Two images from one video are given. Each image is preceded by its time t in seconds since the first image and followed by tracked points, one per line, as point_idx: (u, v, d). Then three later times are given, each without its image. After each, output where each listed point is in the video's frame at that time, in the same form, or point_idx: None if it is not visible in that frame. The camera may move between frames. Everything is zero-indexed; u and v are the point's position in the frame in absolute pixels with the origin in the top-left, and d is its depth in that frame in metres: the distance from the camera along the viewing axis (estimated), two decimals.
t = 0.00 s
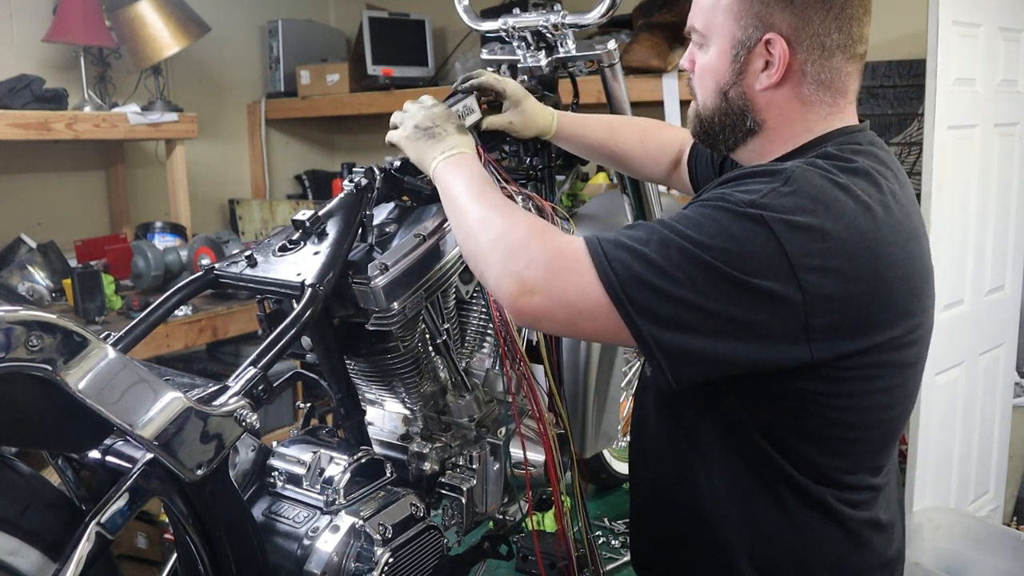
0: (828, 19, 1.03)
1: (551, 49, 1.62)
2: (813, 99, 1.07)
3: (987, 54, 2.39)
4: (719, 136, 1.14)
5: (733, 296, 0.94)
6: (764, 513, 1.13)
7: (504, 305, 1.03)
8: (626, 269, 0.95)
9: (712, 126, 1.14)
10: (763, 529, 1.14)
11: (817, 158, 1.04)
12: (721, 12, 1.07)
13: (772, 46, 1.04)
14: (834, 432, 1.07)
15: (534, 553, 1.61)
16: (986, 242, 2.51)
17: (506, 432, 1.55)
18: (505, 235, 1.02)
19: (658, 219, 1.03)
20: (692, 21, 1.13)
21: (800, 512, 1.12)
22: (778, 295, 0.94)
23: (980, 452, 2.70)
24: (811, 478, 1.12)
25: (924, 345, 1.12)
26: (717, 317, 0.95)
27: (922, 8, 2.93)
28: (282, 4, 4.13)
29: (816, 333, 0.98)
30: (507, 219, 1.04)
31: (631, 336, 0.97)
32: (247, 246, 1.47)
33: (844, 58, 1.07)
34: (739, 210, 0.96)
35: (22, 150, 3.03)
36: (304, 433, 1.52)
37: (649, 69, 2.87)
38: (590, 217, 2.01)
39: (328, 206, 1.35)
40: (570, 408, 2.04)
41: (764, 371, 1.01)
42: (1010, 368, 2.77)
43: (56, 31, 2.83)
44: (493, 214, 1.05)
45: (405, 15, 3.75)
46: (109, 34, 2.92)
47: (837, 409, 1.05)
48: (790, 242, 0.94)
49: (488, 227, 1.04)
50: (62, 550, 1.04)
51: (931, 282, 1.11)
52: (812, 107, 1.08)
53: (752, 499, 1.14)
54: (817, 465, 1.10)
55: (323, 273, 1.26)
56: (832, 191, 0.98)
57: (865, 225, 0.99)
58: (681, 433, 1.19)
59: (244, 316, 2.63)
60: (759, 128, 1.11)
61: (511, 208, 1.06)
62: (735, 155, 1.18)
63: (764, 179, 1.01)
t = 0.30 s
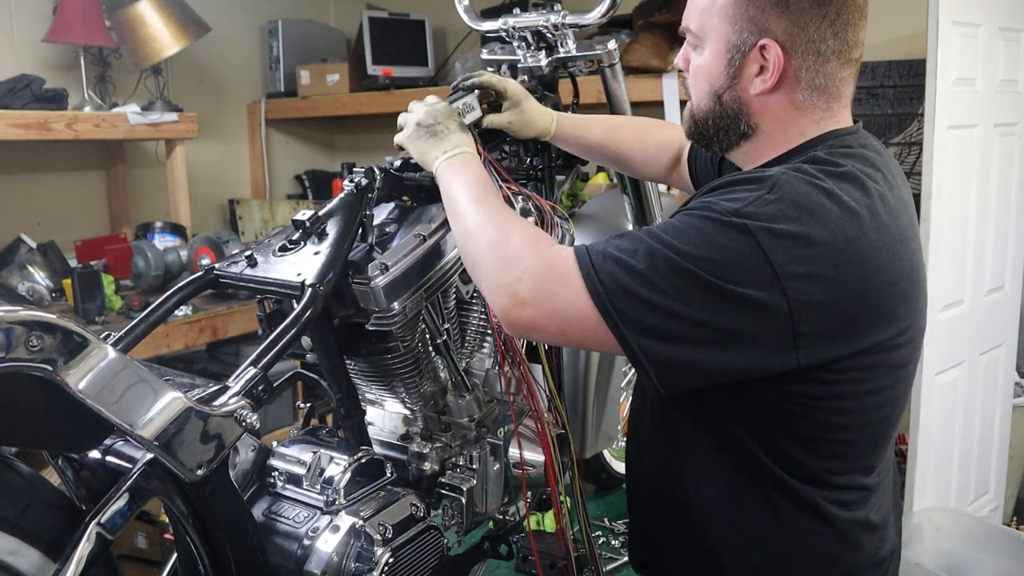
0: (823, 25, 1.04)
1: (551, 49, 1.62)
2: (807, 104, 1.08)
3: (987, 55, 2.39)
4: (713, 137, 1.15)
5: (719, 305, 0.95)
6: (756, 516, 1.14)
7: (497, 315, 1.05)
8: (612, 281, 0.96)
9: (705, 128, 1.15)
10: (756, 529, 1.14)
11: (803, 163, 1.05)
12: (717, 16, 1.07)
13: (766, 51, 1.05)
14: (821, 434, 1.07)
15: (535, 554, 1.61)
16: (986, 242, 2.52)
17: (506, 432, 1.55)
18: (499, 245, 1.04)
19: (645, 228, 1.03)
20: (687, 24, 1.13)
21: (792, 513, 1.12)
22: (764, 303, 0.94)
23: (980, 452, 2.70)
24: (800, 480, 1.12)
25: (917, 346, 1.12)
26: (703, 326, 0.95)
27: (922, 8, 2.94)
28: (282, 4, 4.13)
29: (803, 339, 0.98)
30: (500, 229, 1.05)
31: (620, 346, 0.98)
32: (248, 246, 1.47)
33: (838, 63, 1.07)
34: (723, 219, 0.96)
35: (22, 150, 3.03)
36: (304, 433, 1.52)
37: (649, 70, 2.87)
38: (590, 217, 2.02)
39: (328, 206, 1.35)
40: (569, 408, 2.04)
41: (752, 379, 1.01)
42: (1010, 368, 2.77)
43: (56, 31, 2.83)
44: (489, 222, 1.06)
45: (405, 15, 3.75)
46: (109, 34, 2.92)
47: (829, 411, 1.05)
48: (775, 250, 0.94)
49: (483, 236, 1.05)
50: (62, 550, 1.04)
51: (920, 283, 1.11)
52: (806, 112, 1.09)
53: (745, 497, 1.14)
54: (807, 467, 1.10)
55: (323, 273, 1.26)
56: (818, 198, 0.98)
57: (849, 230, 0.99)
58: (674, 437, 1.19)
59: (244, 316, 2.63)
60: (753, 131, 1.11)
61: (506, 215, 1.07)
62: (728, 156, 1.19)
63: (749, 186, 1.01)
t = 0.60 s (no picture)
0: (808, 28, 1.05)
1: (551, 49, 1.62)
2: (795, 105, 1.09)
3: (987, 54, 2.39)
4: (703, 140, 1.16)
5: (715, 308, 0.94)
6: (755, 516, 1.14)
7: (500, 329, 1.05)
8: (609, 288, 0.96)
9: (696, 131, 1.16)
10: (753, 528, 1.14)
11: (793, 164, 1.05)
12: (703, 21, 1.09)
13: (753, 54, 1.06)
14: (816, 430, 1.07)
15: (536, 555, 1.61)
16: (986, 241, 2.52)
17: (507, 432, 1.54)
18: (502, 258, 1.04)
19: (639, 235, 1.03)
20: (676, 29, 1.15)
21: (788, 512, 1.12)
22: (758, 305, 0.94)
23: (980, 452, 2.70)
24: (796, 478, 1.12)
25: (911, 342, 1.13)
26: (700, 330, 0.95)
27: (922, 8, 2.94)
28: (282, 4, 4.13)
29: (800, 339, 0.98)
30: (502, 243, 1.05)
31: (621, 354, 0.98)
32: (248, 246, 1.47)
33: (825, 65, 1.08)
34: (715, 224, 0.96)
35: (22, 150, 3.02)
36: (304, 433, 1.52)
37: (649, 70, 2.87)
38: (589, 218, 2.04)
39: (328, 206, 1.35)
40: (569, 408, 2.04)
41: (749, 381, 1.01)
42: (1010, 368, 2.77)
43: (56, 30, 2.83)
44: (491, 236, 1.06)
45: (405, 15, 3.75)
46: (109, 34, 2.92)
47: (825, 408, 1.05)
48: (767, 251, 0.95)
49: (485, 251, 1.05)
50: (61, 550, 1.04)
51: (912, 279, 1.11)
52: (794, 112, 1.09)
53: (743, 496, 1.14)
54: (802, 463, 1.10)
55: (323, 273, 1.26)
56: (810, 199, 0.98)
57: (842, 229, 0.99)
58: (671, 438, 1.19)
59: (244, 316, 2.63)
60: (743, 133, 1.12)
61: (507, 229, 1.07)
62: (721, 157, 1.20)
63: (741, 190, 1.01)
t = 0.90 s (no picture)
0: (804, 31, 1.05)
1: (551, 49, 1.62)
2: (792, 107, 1.09)
3: (986, 54, 2.39)
4: (701, 142, 1.16)
5: (719, 301, 0.94)
6: (756, 513, 1.14)
7: (502, 322, 1.05)
8: (614, 282, 0.96)
9: (692, 134, 1.16)
10: (754, 525, 1.14)
11: (794, 160, 1.06)
12: (700, 24, 1.09)
13: (750, 58, 1.06)
14: (817, 427, 1.07)
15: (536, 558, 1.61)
16: (986, 241, 2.51)
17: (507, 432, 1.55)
18: (504, 251, 1.04)
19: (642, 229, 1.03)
20: (671, 32, 1.14)
21: (789, 508, 1.12)
22: (762, 298, 0.94)
23: (980, 451, 2.70)
24: (798, 474, 1.12)
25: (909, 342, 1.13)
26: (705, 323, 0.95)
27: (921, 8, 2.94)
28: (282, 4, 4.13)
29: (802, 333, 0.98)
30: (504, 237, 1.05)
31: (625, 349, 0.98)
32: (247, 246, 1.47)
33: (821, 67, 1.08)
34: (719, 217, 0.96)
35: (22, 150, 3.02)
36: (305, 433, 1.52)
37: (649, 70, 2.87)
38: (588, 218, 2.05)
39: (328, 206, 1.35)
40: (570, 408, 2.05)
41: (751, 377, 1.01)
42: (1010, 368, 2.77)
43: (56, 30, 2.83)
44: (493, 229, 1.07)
45: (405, 15, 3.75)
46: (109, 34, 2.92)
47: (826, 404, 1.05)
48: (771, 244, 0.95)
49: (488, 244, 1.06)
50: (61, 550, 1.04)
51: (912, 276, 1.11)
52: (792, 114, 1.09)
53: (743, 495, 1.14)
54: (805, 460, 1.10)
55: (323, 274, 1.26)
56: (812, 194, 0.99)
57: (844, 224, 0.99)
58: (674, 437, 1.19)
59: (244, 316, 2.63)
60: (741, 135, 1.12)
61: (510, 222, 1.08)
62: (718, 158, 1.20)
63: (743, 185, 1.01)
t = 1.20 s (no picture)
0: (806, 43, 1.05)
1: (551, 49, 1.62)
2: (790, 116, 1.10)
3: (986, 55, 2.39)
4: (694, 147, 1.16)
5: (713, 310, 0.95)
6: (754, 516, 1.14)
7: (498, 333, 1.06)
8: (607, 290, 0.96)
9: (686, 139, 1.15)
10: (755, 526, 1.14)
11: (788, 165, 1.05)
12: (700, 32, 1.07)
13: (750, 70, 1.06)
14: (815, 430, 1.07)
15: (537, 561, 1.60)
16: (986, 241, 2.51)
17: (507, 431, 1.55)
18: (496, 260, 1.04)
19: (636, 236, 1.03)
20: (665, 35, 1.12)
21: (788, 510, 1.12)
22: (756, 306, 0.94)
23: (980, 451, 2.70)
24: (797, 478, 1.12)
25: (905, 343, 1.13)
26: (699, 331, 0.95)
27: (921, 8, 2.94)
28: (282, 4, 4.13)
29: (797, 340, 0.98)
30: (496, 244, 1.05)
31: (620, 359, 0.98)
32: (247, 246, 1.47)
33: (820, 77, 1.09)
34: (713, 225, 0.96)
35: (21, 150, 3.02)
36: (305, 433, 1.52)
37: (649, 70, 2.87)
38: (589, 218, 2.05)
39: (328, 206, 1.35)
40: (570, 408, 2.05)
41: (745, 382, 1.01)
42: (1010, 368, 2.77)
43: (56, 30, 2.83)
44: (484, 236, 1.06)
45: (405, 15, 3.75)
46: (109, 34, 2.92)
47: (823, 408, 1.05)
48: (765, 252, 0.95)
49: (481, 252, 1.06)
50: (61, 550, 1.04)
51: (909, 277, 1.11)
52: (789, 123, 1.11)
53: (739, 498, 1.14)
54: (803, 464, 1.10)
55: (323, 274, 1.26)
56: (806, 201, 0.98)
57: (839, 230, 0.99)
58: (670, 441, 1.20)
59: (244, 316, 2.63)
60: (736, 142, 1.13)
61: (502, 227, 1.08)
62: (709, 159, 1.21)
63: (737, 192, 1.01)
